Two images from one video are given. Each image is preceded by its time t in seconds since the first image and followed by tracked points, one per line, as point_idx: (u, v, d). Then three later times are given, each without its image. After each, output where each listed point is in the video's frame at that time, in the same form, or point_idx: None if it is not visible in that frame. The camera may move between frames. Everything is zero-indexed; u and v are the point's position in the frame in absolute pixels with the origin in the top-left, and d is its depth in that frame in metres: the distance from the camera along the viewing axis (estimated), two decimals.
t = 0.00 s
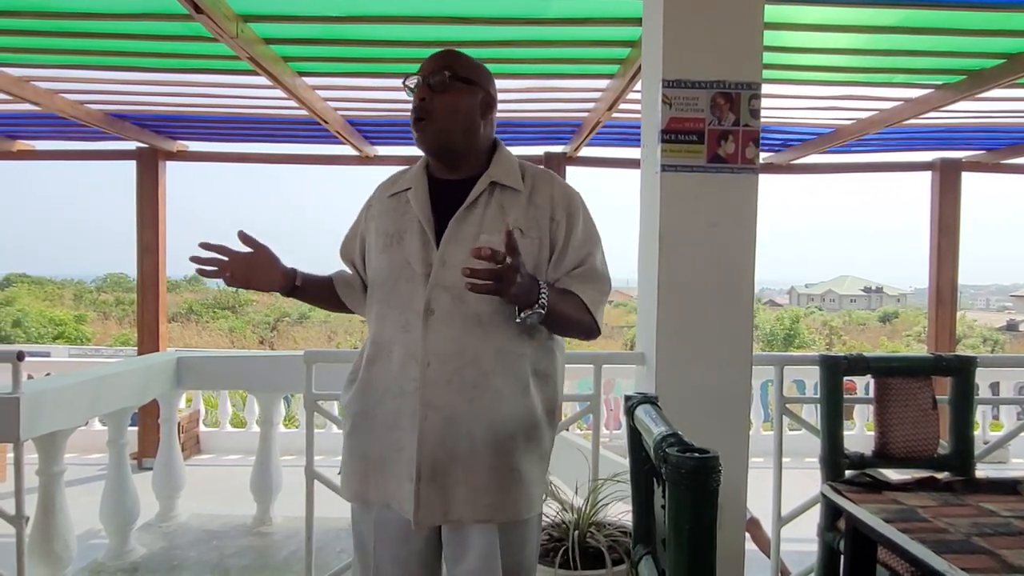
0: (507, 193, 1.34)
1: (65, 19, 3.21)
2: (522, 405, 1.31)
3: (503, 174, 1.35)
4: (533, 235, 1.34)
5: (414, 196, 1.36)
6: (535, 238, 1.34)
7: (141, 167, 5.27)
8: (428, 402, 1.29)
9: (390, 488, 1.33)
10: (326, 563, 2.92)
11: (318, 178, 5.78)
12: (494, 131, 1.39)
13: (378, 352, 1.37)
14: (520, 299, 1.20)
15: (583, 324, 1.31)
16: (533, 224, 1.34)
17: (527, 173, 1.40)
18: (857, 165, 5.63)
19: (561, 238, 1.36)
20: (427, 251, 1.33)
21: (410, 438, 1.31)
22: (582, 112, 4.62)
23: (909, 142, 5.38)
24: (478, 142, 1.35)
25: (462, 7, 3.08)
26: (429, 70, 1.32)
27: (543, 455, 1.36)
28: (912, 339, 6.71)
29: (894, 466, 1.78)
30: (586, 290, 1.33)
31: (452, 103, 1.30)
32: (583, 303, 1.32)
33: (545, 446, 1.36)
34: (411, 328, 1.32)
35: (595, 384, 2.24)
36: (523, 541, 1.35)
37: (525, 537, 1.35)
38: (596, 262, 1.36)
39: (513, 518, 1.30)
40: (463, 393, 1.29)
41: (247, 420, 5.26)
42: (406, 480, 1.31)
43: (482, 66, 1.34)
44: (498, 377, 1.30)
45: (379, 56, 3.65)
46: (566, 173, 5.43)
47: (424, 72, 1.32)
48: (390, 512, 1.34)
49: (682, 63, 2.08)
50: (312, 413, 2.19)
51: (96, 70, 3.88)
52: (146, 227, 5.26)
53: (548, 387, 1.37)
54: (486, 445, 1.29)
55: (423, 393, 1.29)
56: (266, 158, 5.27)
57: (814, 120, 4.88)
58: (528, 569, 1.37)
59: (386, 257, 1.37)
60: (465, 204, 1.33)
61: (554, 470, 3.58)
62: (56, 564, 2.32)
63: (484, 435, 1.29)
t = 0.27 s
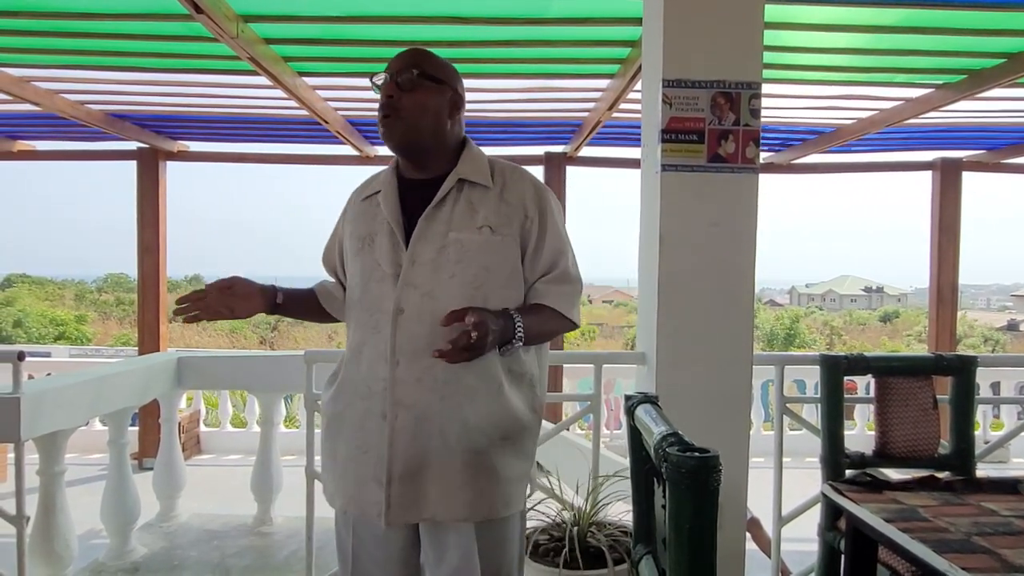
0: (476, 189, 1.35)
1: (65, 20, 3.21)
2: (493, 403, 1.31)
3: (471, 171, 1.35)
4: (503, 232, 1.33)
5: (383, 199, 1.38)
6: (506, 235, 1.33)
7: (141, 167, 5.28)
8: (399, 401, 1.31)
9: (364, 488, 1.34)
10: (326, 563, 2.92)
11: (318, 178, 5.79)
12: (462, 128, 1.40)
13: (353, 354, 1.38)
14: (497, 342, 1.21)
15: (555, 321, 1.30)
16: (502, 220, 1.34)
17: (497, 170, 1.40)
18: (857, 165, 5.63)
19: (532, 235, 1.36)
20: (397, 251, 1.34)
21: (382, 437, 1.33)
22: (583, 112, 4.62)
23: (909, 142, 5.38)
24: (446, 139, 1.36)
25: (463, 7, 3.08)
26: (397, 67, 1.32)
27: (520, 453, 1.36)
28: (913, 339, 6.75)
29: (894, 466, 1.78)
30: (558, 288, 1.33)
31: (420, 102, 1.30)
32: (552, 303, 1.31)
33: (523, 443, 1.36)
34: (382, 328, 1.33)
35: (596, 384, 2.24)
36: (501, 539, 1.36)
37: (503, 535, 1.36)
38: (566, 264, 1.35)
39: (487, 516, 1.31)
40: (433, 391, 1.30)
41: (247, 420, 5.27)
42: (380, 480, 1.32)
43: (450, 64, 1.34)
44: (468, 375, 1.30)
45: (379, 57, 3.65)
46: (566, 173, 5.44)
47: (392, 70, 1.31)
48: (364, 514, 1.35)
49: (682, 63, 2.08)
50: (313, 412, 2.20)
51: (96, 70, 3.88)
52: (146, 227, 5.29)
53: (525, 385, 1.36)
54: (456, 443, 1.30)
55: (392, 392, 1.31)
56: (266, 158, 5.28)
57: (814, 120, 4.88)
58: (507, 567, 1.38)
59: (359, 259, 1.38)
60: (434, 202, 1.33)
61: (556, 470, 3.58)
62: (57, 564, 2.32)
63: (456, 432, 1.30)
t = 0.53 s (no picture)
0: (453, 184, 1.34)
1: (64, 20, 3.21)
2: (472, 399, 1.31)
3: (449, 167, 1.35)
4: (482, 227, 1.33)
5: (362, 195, 1.38)
6: (484, 229, 1.33)
7: (141, 167, 5.30)
8: (378, 397, 1.30)
9: (344, 486, 1.34)
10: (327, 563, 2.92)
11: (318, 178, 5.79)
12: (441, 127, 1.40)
13: (333, 350, 1.37)
14: (473, 324, 1.20)
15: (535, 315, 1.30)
16: (480, 215, 1.34)
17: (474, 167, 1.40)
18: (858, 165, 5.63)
19: (510, 230, 1.36)
20: (375, 247, 1.34)
21: (361, 435, 1.32)
22: (583, 112, 4.62)
23: (910, 141, 5.38)
24: (423, 136, 1.36)
25: (463, 6, 3.08)
26: (379, 63, 1.34)
27: (501, 446, 1.36)
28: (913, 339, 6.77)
29: (895, 466, 1.78)
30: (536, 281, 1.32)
31: (398, 96, 1.31)
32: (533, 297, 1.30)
33: (503, 437, 1.36)
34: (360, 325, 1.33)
35: (596, 384, 2.24)
36: (482, 533, 1.36)
37: (483, 528, 1.36)
38: (546, 258, 1.36)
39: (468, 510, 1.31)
40: (412, 386, 1.30)
41: (248, 420, 5.27)
42: (358, 478, 1.32)
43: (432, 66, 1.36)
44: (446, 371, 1.30)
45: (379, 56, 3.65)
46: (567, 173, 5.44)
47: (375, 64, 1.33)
48: (343, 511, 1.35)
49: (682, 62, 2.07)
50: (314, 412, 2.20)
51: (97, 70, 3.88)
52: (147, 227, 5.32)
53: (507, 378, 1.35)
54: (436, 438, 1.29)
55: (371, 388, 1.30)
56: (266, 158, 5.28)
57: (814, 120, 4.88)
58: (488, 561, 1.38)
59: (339, 256, 1.38)
60: (411, 198, 1.33)
61: (557, 470, 3.58)
62: (57, 564, 2.32)
63: (434, 429, 1.29)
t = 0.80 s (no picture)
0: (433, 180, 1.32)
1: (64, 20, 3.21)
2: (461, 394, 1.30)
3: (429, 163, 1.32)
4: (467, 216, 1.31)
5: (346, 195, 1.35)
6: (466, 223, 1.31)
7: (142, 167, 5.29)
8: (365, 396, 1.28)
9: (333, 483, 1.33)
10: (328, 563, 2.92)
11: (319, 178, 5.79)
12: (415, 127, 1.34)
13: (318, 349, 1.34)
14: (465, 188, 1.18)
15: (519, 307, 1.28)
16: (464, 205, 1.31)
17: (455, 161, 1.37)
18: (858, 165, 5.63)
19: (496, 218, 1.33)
20: (360, 245, 1.31)
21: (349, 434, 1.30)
22: (583, 112, 4.62)
23: (911, 141, 5.38)
24: (394, 143, 1.32)
25: (463, 6, 3.08)
26: (340, 73, 1.29)
27: (490, 442, 1.34)
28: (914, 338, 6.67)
29: (896, 465, 1.78)
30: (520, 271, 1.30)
31: (359, 110, 1.27)
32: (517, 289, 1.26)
33: (492, 432, 1.34)
34: (344, 323, 1.30)
35: (597, 383, 2.24)
36: (472, 527, 1.36)
37: (473, 521, 1.36)
38: (537, 230, 1.34)
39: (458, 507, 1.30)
40: (399, 383, 1.28)
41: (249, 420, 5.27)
42: (348, 477, 1.31)
43: (397, 64, 1.30)
44: (434, 366, 1.28)
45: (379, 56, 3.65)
46: (567, 172, 5.44)
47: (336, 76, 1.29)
48: (333, 510, 1.34)
49: (682, 60, 2.07)
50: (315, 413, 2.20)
51: (98, 71, 3.89)
52: (149, 226, 5.30)
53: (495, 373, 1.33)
54: (423, 434, 1.28)
55: (358, 386, 1.28)
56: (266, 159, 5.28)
57: (815, 119, 4.88)
58: (479, 554, 1.37)
59: (321, 256, 1.34)
60: (392, 195, 1.31)
61: (557, 470, 3.59)
62: (59, 564, 2.32)
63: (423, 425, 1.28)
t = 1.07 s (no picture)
0: (417, 183, 1.35)
1: (64, 20, 3.21)
2: (451, 394, 1.30)
3: (413, 166, 1.35)
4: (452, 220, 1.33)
5: (335, 201, 1.38)
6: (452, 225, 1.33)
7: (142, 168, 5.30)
8: (356, 398, 1.30)
9: (329, 486, 1.34)
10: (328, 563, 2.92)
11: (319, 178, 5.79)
12: (395, 129, 1.37)
13: (310, 354, 1.37)
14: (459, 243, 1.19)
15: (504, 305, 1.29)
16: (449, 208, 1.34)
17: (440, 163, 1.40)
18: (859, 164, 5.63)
19: (480, 219, 1.35)
20: (350, 251, 1.35)
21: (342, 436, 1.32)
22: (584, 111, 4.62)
23: (912, 140, 5.37)
24: (375, 148, 1.35)
25: (463, 6, 3.07)
26: (313, 86, 1.32)
27: (483, 440, 1.35)
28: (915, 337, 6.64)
29: (897, 465, 1.78)
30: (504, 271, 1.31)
31: (334, 119, 1.30)
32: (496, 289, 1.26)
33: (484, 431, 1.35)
34: (335, 328, 1.33)
35: (598, 383, 2.24)
36: (469, 526, 1.37)
37: (468, 520, 1.37)
38: (519, 232, 1.35)
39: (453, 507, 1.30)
40: (390, 386, 1.29)
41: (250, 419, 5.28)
42: (343, 479, 1.33)
43: (367, 68, 1.31)
44: (423, 367, 1.29)
45: (380, 56, 3.65)
46: (568, 172, 5.44)
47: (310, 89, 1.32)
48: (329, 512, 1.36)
49: (682, 60, 2.07)
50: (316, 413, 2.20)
51: (98, 71, 3.89)
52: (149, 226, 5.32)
53: (486, 373, 1.34)
54: (415, 436, 1.28)
55: (350, 389, 1.30)
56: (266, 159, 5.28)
57: (815, 118, 4.87)
58: (476, 552, 1.38)
59: (314, 261, 1.40)
60: (378, 199, 1.34)
61: (559, 470, 3.58)
62: (59, 564, 2.32)
63: (414, 427, 1.28)
